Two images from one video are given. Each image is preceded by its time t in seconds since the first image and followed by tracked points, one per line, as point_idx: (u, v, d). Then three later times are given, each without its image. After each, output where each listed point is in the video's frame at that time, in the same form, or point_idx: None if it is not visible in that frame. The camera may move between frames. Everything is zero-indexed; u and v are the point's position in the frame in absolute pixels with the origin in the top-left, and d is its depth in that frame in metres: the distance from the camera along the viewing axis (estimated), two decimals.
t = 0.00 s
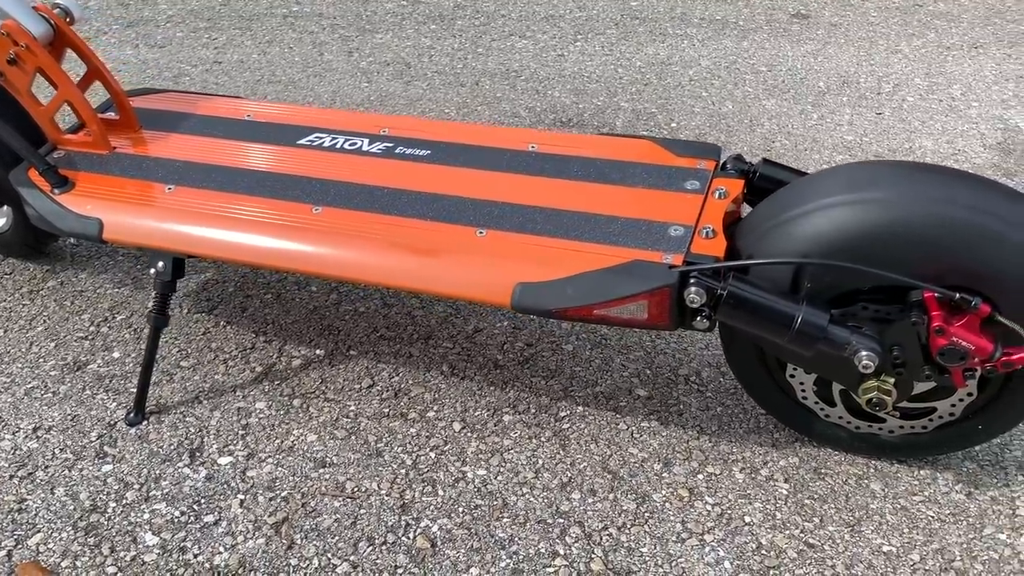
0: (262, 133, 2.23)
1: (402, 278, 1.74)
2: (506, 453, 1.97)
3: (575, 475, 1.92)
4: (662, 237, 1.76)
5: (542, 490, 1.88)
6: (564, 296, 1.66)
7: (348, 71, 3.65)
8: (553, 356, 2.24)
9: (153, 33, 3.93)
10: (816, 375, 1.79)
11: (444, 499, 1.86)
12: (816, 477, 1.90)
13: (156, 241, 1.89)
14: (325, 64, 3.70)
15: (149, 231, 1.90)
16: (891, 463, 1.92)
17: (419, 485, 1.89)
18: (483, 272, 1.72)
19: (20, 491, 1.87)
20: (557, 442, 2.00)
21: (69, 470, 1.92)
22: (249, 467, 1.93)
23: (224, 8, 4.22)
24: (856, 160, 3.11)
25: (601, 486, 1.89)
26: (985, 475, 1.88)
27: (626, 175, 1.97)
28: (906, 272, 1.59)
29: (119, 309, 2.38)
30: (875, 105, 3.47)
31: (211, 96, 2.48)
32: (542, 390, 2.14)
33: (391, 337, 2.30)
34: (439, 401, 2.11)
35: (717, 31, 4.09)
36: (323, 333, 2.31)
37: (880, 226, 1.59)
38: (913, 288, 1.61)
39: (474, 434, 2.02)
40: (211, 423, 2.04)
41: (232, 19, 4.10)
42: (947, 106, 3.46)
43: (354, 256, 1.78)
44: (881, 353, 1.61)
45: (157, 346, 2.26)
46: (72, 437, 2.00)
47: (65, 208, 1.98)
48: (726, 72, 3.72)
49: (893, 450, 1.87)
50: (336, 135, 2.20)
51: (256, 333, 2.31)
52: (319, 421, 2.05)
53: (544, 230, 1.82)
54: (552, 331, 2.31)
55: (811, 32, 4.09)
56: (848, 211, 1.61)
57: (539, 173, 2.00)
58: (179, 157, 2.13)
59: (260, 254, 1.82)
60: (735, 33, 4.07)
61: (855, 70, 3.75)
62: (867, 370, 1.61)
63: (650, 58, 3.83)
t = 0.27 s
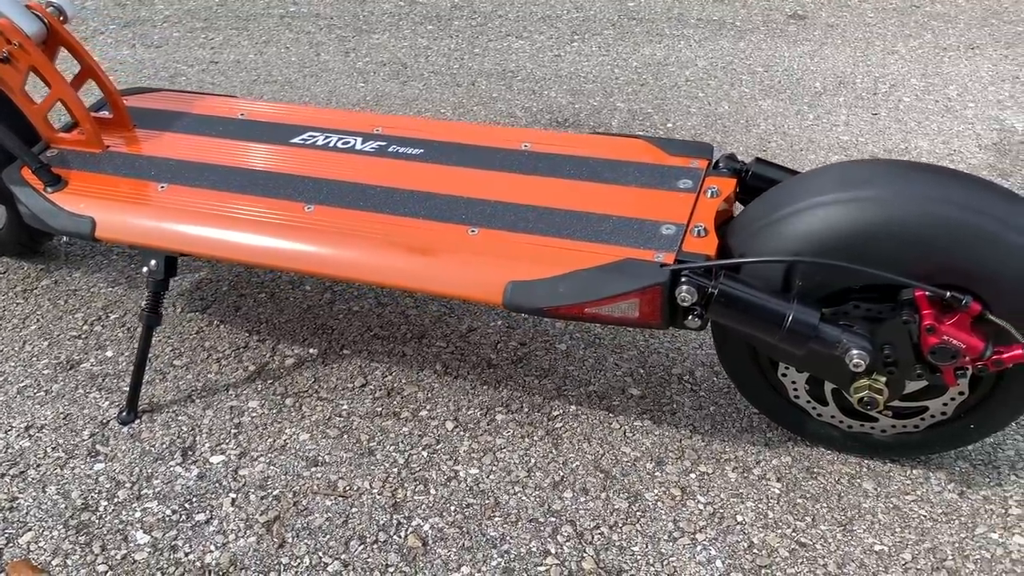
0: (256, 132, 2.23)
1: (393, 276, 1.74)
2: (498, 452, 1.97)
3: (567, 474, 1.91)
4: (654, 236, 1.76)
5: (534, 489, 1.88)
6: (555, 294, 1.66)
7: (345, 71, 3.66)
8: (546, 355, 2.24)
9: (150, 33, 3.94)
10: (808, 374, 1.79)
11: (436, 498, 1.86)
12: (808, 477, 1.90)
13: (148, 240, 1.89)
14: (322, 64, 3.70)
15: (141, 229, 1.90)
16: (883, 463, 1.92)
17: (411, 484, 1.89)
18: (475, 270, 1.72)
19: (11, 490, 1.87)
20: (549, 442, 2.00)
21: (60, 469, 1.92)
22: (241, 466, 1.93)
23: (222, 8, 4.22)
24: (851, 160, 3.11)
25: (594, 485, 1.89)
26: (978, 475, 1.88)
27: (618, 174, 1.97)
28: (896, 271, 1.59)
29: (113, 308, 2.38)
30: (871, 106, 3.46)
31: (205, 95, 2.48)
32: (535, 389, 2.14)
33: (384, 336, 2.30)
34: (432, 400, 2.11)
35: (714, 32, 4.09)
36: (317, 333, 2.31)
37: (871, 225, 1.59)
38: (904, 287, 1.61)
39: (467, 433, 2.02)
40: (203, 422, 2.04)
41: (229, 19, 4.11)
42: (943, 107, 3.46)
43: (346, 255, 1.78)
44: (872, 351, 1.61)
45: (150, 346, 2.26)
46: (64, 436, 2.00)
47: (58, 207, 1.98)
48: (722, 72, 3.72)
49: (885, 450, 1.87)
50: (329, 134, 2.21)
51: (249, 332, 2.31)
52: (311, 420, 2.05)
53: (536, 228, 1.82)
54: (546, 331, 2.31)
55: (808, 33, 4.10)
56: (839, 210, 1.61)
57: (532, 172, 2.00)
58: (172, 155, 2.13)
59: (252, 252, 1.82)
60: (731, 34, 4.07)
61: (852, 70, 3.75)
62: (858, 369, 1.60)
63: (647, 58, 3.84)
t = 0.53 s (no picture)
0: (250, 131, 2.23)
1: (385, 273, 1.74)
2: (491, 449, 1.97)
3: (560, 472, 1.91)
4: (646, 233, 1.76)
5: (527, 486, 1.88)
6: (547, 291, 1.66)
7: (342, 70, 3.66)
8: (540, 353, 2.24)
9: (147, 33, 3.94)
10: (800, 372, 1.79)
11: (428, 495, 1.86)
12: (801, 474, 1.90)
13: (141, 237, 1.89)
14: (319, 64, 3.70)
15: (134, 226, 1.90)
16: (876, 461, 1.92)
17: (404, 482, 1.89)
18: (467, 268, 1.72)
19: (4, 487, 1.87)
20: (542, 439, 2.00)
21: (53, 466, 1.92)
22: (234, 463, 1.93)
23: (219, 8, 4.22)
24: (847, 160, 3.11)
25: (586, 482, 1.89)
26: (971, 473, 1.88)
27: (611, 172, 1.97)
28: (887, 268, 1.59)
29: (107, 306, 2.38)
30: (867, 106, 3.47)
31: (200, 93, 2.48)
32: (529, 388, 2.14)
33: (378, 335, 2.30)
34: (426, 398, 2.11)
35: (711, 32, 4.09)
36: (311, 331, 2.31)
37: (862, 222, 1.59)
38: (896, 284, 1.61)
39: (460, 431, 2.02)
40: (196, 420, 2.04)
41: (226, 19, 4.11)
42: (939, 107, 3.46)
43: (338, 251, 1.78)
44: (864, 349, 1.61)
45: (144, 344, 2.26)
46: (58, 433, 2.00)
47: (51, 204, 1.98)
48: (719, 72, 3.72)
49: (878, 448, 1.87)
50: (323, 132, 2.21)
51: (244, 330, 2.31)
52: (305, 417, 2.05)
53: (529, 226, 1.82)
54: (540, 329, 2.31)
55: (805, 33, 4.10)
56: (831, 207, 1.61)
57: (525, 170, 2.00)
58: (166, 153, 2.14)
59: (244, 250, 1.82)
60: (729, 34, 4.08)
61: (848, 70, 3.76)
62: (849, 367, 1.60)
63: (643, 58, 3.84)
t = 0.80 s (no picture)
0: (244, 128, 2.23)
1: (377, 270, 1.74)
2: (484, 447, 1.97)
3: (553, 469, 1.91)
4: (638, 230, 1.77)
5: (520, 484, 1.88)
6: (539, 288, 1.66)
7: (339, 70, 3.66)
8: (534, 351, 2.24)
9: (145, 33, 3.95)
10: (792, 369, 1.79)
11: (421, 493, 1.86)
12: (794, 472, 1.90)
13: (134, 234, 1.89)
14: (316, 63, 3.71)
15: (127, 224, 1.90)
16: (869, 458, 1.92)
17: (396, 479, 1.89)
18: (459, 264, 1.72)
19: None
20: (536, 437, 2.00)
21: (46, 463, 1.92)
22: (227, 460, 1.93)
23: (217, 8, 4.23)
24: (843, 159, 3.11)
25: (579, 480, 1.89)
26: (964, 470, 1.88)
27: (604, 169, 1.97)
28: (879, 265, 1.59)
29: (102, 304, 2.38)
30: (864, 105, 3.47)
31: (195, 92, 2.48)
32: (523, 385, 2.14)
33: (373, 333, 2.30)
34: (420, 396, 2.11)
35: (709, 32, 4.10)
36: (306, 329, 2.31)
37: (853, 219, 1.59)
38: (887, 281, 1.61)
39: (453, 429, 2.02)
40: (190, 417, 2.04)
41: (224, 18, 4.12)
42: (935, 106, 3.46)
43: (331, 248, 1.78)
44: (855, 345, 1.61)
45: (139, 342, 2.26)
46: (51, 430, 2.00)
47: (45, 202, 1.98)
48: (716, 72, 3.72)
49: (871, 445, 1.87)
50: (317, 130, 2.21)
51: (238, 328, 2.31)
52: (298, 415, 2.05)
53: (522, 223, 1.82)
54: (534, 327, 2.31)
55: (802, 33, 4.10)
56: (822, 204, 1.61)
57: (518, 167, 2.01)
58: (160, 151, 2.14)
59: (237, 246, 1.82)
60: (726, 34, 4.08)
61: (845, 69, 3.76)
62: (840, 363, 1.60)
63: (640, 58, 3.84)
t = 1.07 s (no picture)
0: (238, 126, 2.24)
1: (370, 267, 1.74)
2: (478, 444, 1.97)
3: (546, 466, 1.91)
4: (631, 227, 1.77)
5: (513, 481, 1.88)
6: (531, 285, 1.66)
7: (336, 69, 3.66)
8: (529, 349, 2.24)
9: (142, 32, 3.95)
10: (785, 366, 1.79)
11: (414, 490, 1.86)
12: (788, 469, 1.90)
13: (127, 231, 1.89)
14: (313, 63, 3.71)
15: (120, 221, 1.90)
16: (863, 455, 1.92)
17: (390, 476, 1.89)
18: (452, 262, 1.72)
19: None
20: (530, 434, 2.00)
21: (40, 460, 1.92)
22: (221, 458, 1.93)
23: (214, 8, 4.23)
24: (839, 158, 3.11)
25: (573, 477, 1.89)
26: (957, 467, 1.88)
27: (597, 166, 1.98)
28: (870, 261, 1.59)
29: (97, 302, 2.38)
30: (860, 104, 3.47)
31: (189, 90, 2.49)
32: (517, 383, 2.14)
33: (367, 331, 2.30)
34: (414, 393, 2.11)
35: (706, 31, 4.10)
36: (300, 327, 2.31)
37: (845, 215, 1.59)
38: (879, 277, 1.61)
39: (447, 426, 2.02)
40: (184, 414, 2.04)
41: (221, 18, 4.12)
42: (932, 105, 3.46)
43: (323, 245, 1.78)
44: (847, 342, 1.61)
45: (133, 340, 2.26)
46: (45, 428, 2.00)
47: (38, 199, 1.98)
48: (713, 71, 3.72)
49: (864, 441, 1.87)
50: (311, 128, 2.21)
51: (233, 326, 2.31)
52: (292, 412, 2.05)
53: (515, 220, 1.82)
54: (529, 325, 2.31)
55: (800, 32, 4.10)
56: (813, 201, 1.61)
57: (511, 165, 2.01)
58: (154, 149, 2.14)
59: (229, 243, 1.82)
60: (723, 33, 4.08)
61: (842, 69, 3.76)
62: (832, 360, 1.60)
63: (638, 57, 3.84)
